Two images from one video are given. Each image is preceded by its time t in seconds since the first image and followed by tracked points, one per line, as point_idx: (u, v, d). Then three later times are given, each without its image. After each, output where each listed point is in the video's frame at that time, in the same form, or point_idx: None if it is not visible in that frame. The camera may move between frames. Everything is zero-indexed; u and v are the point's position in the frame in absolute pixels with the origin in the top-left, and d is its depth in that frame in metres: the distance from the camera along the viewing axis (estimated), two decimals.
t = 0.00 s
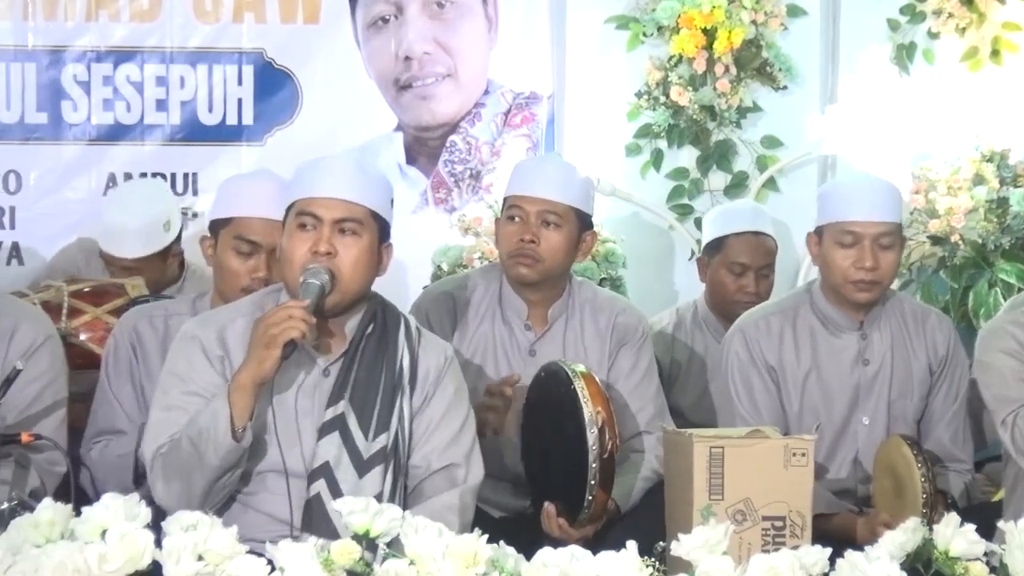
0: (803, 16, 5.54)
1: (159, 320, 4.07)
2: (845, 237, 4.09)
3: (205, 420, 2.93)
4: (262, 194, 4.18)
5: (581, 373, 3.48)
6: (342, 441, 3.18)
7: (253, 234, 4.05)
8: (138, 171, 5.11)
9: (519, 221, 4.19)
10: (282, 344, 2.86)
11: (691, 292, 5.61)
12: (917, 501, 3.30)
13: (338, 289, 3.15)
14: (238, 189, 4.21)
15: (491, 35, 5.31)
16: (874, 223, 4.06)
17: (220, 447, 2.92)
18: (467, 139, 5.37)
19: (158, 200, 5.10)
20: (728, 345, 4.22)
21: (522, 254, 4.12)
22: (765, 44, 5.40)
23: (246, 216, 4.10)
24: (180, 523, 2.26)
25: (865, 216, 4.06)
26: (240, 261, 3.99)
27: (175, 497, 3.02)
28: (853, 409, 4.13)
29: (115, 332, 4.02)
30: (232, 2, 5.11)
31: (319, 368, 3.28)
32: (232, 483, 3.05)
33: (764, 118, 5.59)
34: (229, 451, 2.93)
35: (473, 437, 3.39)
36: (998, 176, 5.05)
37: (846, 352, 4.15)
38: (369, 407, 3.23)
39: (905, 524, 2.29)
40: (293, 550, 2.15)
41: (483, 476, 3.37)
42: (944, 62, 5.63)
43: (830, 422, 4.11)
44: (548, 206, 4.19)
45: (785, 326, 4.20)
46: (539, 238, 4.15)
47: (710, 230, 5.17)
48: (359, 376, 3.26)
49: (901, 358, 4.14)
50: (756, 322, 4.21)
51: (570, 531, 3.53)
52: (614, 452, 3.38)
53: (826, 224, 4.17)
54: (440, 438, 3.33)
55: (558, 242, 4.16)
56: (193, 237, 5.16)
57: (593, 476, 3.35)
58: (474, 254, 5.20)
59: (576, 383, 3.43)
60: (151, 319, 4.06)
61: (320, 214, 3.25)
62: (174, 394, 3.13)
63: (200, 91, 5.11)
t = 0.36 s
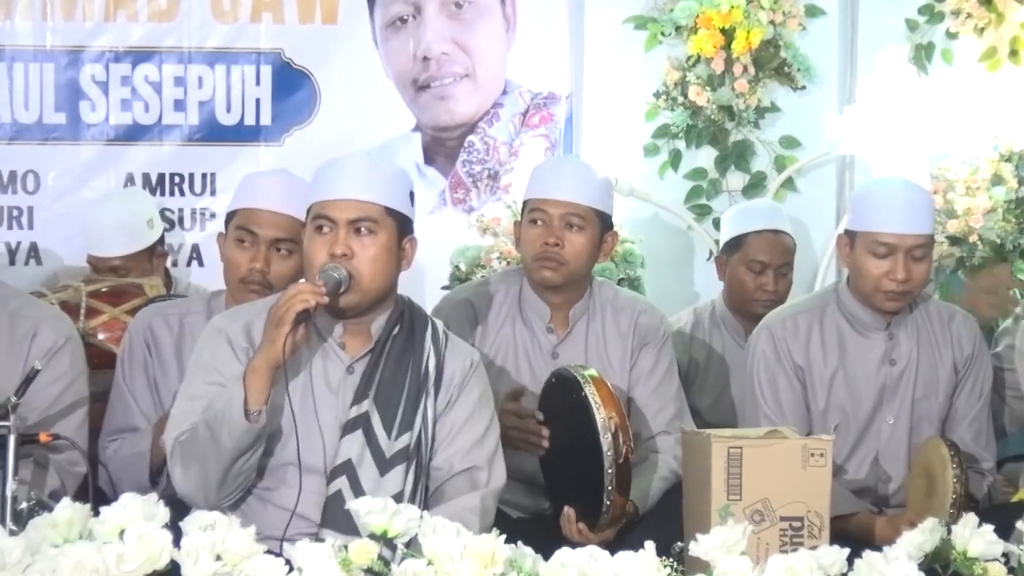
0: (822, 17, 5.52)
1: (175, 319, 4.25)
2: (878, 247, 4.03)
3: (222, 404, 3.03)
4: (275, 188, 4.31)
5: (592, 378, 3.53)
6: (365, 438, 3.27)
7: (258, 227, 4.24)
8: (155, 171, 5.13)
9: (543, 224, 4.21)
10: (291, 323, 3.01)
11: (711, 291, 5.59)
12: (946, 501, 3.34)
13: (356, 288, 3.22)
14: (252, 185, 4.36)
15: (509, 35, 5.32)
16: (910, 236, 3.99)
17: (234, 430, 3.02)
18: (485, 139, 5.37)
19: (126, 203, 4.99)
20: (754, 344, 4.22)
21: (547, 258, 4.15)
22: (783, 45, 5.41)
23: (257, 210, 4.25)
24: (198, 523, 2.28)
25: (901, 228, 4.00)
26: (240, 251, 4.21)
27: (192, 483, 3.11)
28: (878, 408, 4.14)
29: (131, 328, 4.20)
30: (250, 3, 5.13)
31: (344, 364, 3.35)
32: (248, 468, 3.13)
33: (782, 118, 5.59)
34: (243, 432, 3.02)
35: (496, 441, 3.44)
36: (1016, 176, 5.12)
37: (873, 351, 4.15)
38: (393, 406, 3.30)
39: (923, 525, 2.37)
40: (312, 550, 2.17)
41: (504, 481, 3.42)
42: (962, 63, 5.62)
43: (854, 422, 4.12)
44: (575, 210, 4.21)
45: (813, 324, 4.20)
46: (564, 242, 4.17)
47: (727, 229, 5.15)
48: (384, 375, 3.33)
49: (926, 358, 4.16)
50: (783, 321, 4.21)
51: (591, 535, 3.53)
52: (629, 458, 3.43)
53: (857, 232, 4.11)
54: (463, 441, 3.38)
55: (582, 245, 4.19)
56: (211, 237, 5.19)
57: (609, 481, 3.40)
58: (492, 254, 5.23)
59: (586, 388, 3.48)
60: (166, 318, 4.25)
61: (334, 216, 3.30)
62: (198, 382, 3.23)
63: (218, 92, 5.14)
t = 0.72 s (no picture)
0: (835, 16, 5.51)
1: (188, 323, 4.34)
2: (889, 248, 4.02)
3: (228, 399, 3.11)
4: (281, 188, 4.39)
5: (614, 376, 3.54)
6: (376, 437, 3.28)
7: (264, 226, 4.31)
8: (169, 171, 5.16)
9: (557, 236, 4.22)
10: (291, 312, 3.05)
11: (724, 291, 5.58)
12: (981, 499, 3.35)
13: (359, 280, 3.25)
14: (258, 181, 4.44)
15: (522, 35, 5.33)
16: (921, 238, 3.98)
17: (240, 422, 3.08)
18: (498, 138, 5.38)
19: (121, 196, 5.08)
20: (764, 346, 4.21)
21: (562, 272, 4.16)
22: (796, 45, 5.42)
23: (267, 209, 4.33)
24: (211, 523, 2.29)
25: (912, 230, 3.98)
26: (247, 252, 4.28)
27: (201, 480, 3.18)
28: (889, 408, 4.14)
29: (145, 331, 4.31)
30: (264, 2, 5.14)
31: (352, 363, 3.40)
32: (256, 463, 3.18)
33: (796, 118, 5.58)
34: (249, 425, 3.08)
35: (507, 440, 3.45)
36: None
37: (884, 351, 4.16)
38: (402, 405, 3.32)
39: (936, 526, 2.44)
40: (325, 550, 2.18)
41: (516, 480, 3.43)
42: (976, 62, 5.61)
43: (866, 423, 4.12)
44: (588, 224, 4.21)
45: (823, 323, 4.20)
46: (578, 256, 4.19)
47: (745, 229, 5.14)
48: (393, 374, 3.34)
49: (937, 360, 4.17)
50: (793, 322, 4.20)
51: (607, 534, 3.58)
52: (652, 457, 3.41)
53: (868, 232, 4.10)
54: (473, 440, 3.39)
55: (597, 259, 4.21)
56: (225, 237, 5.21)
57: (632, 480, 3.38)
58: (506, 254, 5.27)
59: (610, 386, 3.48)
60: (180, 323, 4.34)
61: (335, 210, 3.33)
62: (206, 382, 3.24)
63: (232, 92, 5.16)
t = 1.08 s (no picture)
0: (848, 16, 5.50)
1: (200, 319, 4.36)
2: (890, 251, 4.02)
3: (226, 407, 3.07)
4: (289, 185, 4.41)
5: (629, 374, 3.55)
6: (381, 441, 3.28)
7: (268, 224, 4.32)
8: (182, 171, 5.17)
9: (569, 237, 4.22)
10: (284, 316, 3.04)
11: (738, 291, 5.59)
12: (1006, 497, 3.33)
13: (354, 280, 3.24)
14: (261, 180, 4.43)
15: (535, 35, 5.34)
16: (923, 240, 3.97)
17: (239, 429, 3.06)
18: (511, 138, 5.38)
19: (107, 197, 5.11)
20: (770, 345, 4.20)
21: (574, 273, 4.17)
22: (809, 44, 5.41)
23: (271, 207, 4.35)
24: (224, 522, 2.30)
25: (914, 232, 3.97)
26: (255, 250, 4.29)
27: (205, 491, 3.16)
28: (896, 410, 4.16)
29: (157, 333, 4.33)
30: (277, 2, 5.16)
31: (353, 365, 3.40)
32: (260, 469, 3.16)
33: (808, 118, 5.57)
34: (247, 431, 3.06)
35: (513, 440, 3.45)
36: None
37: (889, 353, 4.17)
38: (406, 408, 3.32)
39: (949, 526, 2.45)
40: (338, 549, 2.19)
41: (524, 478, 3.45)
42: (989, 62, 5.59)
43: (875, 421, 4.13)
44: (601, 225, 4.21)
45: (827, 325, 4.19)
46: (591, 257, 4.19)
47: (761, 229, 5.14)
48: (395, 377, 3.34)
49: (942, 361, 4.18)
50: (798, 319, 4.20)
51: (615, 532, 3.62)
52: (657, 457, 3.43)
53: (870, 233, 4.09)
54: (479, 441, 3.40)
55: (609, 259, 4.22)
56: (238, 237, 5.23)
57: (638, 479, 3.40)
58: (518, 253, 5.22)
59: (623, 384, 3.50)
60: (193, 318, 4.35)
61: (326, 211, 3.31)
62: (207, 390, 3.27)
63: (244, 91, 5.17)
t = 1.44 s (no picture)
0: (861, 16, 5.49)
1: (211, 318, 4.38)
2: (906, 264, 3.98)
3: (237, 417, 3.08)
4: (290, 185, 4.43)
5: (637, 378, 3.55)
6: (390, 445, 3.27)
7: (269, 222, 4.32)
8: (194, 170, 5.19)
9: (582, 243, 4.23)
10: (289, 323, 3.03)
11: (750, 292, 5.58)
12: (991, 500, 3.32)
13: (359, 281, 3.24)
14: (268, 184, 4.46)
15: (548, 34, 5.34)
16: (938, 254, 3.93)
17: (250, 439, 3.07)
18: (524, 138, 5.39)
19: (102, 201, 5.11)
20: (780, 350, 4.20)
21: (588, 278, 4.16)
22: (822, 44, 5.40)
23: (273, 206, 4.35)
24: (237, 521, 2.31)
25: (927, 246, 3.93)
26: (251, 250, 4.29)
27: (219, 499, 3.17)
28: (907, 413, 4.15)
29: (167, 330, 4.34)
30: (290, 2, 5.17)
31: (359, 368, 3.42)
32: (273, 476, 3.18)
33: (821, 117, 5.57)
34: (259, 442, 3.07)
35: (522, 437, 3.47)
36: None
37: (900, 357, 4.16)
38: (413, 411, 3.32)
39: (962, 526, 2.46)
40: (350, 548, 2.20)
41: (534, 474, 3.46)
42: (1002, 62, 5.58)
43: (887, 424, 4.13)
44: (613, 230, 4.21)
45: (836, 330, 4.20)
46: (606, 262, 4.19)
47: (771, 229, 5.14)
48: (402, 379, 3.35)
49: (952, 364, 4.17)
50: (809, 323, 4.20)
51: (626, 536, 3.61)
52: (670, 462, 3.45)
53: (884, 245, 4.05)
54: (486, 441, 3.41)
55: (624, 264, 4.22)
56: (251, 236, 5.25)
57: (649, 485, 3.42)
58: (530, 253, 5.19)
59: (632, 390, 3.50)
60: (202, 317, 4.38)
61: (328, 213, 3.31)
62: (216, 398, 3.29)
63: (258, 91, 5.19)
